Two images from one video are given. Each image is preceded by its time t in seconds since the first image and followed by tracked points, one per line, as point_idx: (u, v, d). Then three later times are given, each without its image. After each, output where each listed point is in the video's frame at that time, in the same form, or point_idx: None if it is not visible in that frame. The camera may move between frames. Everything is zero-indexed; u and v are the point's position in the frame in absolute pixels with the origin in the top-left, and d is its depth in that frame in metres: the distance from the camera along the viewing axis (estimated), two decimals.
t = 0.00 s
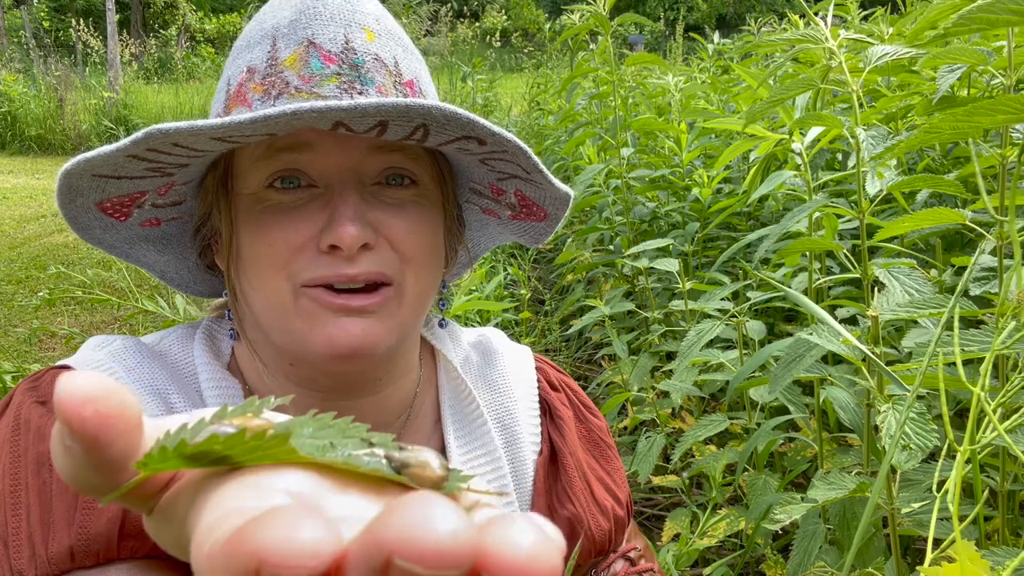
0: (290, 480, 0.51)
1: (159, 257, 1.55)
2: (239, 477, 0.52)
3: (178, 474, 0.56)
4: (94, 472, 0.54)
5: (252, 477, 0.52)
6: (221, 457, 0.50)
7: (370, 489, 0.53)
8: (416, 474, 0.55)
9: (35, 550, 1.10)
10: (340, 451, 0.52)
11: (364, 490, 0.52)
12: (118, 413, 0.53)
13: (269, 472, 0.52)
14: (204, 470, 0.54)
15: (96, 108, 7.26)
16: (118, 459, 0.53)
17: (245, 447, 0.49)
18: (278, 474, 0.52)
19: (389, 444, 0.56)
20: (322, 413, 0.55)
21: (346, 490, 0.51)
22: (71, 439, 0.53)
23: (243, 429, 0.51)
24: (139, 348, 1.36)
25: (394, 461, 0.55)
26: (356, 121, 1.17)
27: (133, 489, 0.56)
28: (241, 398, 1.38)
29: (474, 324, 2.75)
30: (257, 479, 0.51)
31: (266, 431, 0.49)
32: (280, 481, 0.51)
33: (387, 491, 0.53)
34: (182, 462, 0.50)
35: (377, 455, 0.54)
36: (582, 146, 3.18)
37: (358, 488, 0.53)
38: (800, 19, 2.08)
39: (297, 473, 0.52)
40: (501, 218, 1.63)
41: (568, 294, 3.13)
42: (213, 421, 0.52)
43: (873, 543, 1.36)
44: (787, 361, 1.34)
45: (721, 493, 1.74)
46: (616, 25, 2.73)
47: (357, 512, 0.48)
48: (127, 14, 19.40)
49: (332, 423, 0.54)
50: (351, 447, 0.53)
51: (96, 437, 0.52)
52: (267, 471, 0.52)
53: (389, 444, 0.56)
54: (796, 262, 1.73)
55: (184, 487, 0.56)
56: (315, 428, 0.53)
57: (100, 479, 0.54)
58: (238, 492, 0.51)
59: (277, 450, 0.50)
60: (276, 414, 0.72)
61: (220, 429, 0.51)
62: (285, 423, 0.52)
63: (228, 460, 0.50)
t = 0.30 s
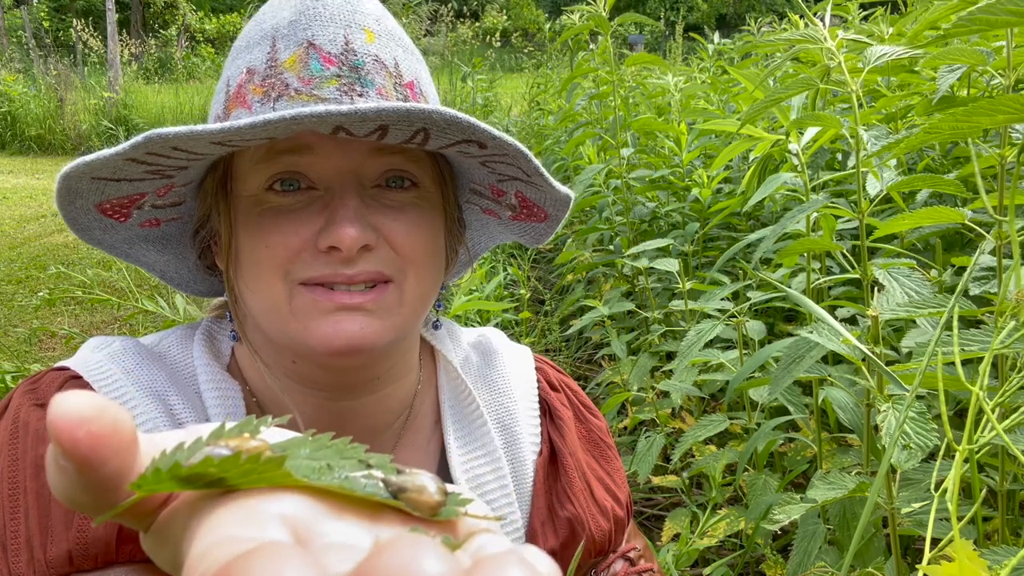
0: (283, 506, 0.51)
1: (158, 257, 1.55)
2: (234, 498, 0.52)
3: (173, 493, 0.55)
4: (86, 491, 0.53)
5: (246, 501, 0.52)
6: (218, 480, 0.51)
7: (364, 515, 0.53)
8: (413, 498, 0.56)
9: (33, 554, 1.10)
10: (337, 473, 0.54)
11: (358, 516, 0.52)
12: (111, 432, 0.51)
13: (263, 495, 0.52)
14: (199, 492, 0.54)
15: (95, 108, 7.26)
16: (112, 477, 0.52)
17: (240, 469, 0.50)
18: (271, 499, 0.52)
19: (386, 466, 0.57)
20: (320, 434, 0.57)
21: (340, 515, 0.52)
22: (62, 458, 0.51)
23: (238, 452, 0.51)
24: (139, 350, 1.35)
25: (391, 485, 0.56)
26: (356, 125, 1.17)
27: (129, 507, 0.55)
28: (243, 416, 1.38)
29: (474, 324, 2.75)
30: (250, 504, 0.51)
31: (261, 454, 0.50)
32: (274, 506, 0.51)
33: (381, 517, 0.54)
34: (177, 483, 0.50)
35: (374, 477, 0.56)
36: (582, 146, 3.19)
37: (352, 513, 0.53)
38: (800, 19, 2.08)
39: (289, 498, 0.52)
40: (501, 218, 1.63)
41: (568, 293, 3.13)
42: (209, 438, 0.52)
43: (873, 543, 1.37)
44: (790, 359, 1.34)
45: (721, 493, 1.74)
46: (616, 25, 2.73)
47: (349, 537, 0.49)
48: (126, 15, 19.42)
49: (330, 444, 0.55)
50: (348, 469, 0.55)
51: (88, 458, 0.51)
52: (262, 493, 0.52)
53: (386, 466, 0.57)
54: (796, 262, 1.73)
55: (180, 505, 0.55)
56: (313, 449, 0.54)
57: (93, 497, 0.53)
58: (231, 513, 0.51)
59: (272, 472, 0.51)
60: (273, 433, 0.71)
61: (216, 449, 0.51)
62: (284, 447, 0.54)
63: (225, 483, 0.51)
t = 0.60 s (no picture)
0: (271, 504, 0.51)
1: (158, 257, 1.55)
2: (224, 497, 0.52)
3: (165, 492, 0.56)
4: (78, 488, 0.53)
5: (237, 500, 0.51)
6: (206, 478, 0.51)
7: (353, 514, 0.53)
8: (402, 499, 0.55)
9: (31, 555, 1.10)
10: (326, 473, 0.54)
11: (346, 517, 0.52)
12: (102, 431, 0.52)
13: (254, 493, 0.52)
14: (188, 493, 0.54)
15: (96, 108, 7.27)
16: (103, 476, 0.53)
17: (228, 468, 0.49)
18: (260, 498, 0.51)
19: (376, 465, 0.57)
20: (310, 434, 0.57)
21: (328, 515, 0.51)
22: (53, 457, 0.52)
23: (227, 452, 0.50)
24: (138, 350, 1.36)
25: (380, 485, 0.55)
26: (354, 129, 1.17)
27: (119, 506, 0.56)
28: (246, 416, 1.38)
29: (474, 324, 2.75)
30: (240, 503, 0.51)
31: (249, 453, 0.50)
32: (263, 505, 0.51)
33: (370, 516, 0.53)
34: (165, 482, 0.50)
35: (364, 477, 0.55)
36: (582, 146, 3.19)
37: (340, 511, 0.53)
38: (800, 19, 2.08)
39: (279, 497, 0.52)
40: (500, 219, 1.63)
41: (568, 293, 3.13)
42: (199, 439, 0.52)
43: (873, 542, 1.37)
44: (790, 357, 1.33)
45: (721, 493, 1.74)
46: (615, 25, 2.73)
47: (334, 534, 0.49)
48: (126, 14, 19.42)
49: (319, 444, 0.56)
50: (337, 469, 0.55)
51: (79, 457, 0.51)
52: (252, 492, 0.52)
53: (377, 465, 0.57)
54: (796, 262, 1.72)
55: (171, 503, 0.56)
56: (302, 449, 0.55)
57: (86, 494, 0.54)
58: (220, 512, 0.51)
59: (260, 472, 0.50)
60: (262, 432, 0.71)
61: (204, 449, 0.51)
62: (274, 446, 0.55)
63: (213, 482, 0.51)
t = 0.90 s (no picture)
0: (256, 501, 0.51)
1: (157, 256, 1.55)
2: (210, 494, 0.52)
3: (151, 487, 0.55)
4: (64, 483, 0.53)
5: (223, 497, 0.52)
6: (192, 475, 0.51)
7: (339, 511, 0.53)
8: (387, 496, 0.57)
9: (30, 553, 1.11)
10: (312, 470, 0.54)
11: (332, 513, 0.53)
12: (85, 426, 0.52)
13: (239, 491, 0.52)
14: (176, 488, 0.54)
15: (96, 108, 7.27)
16: (88, 471, 0.53)
17: (212, 465, 0.50)
18: (246, 495, 0.52)
19: (363, 463, 0.57)
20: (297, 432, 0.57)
21: (312, 511, 0.52)
22: (39, 451, 0.52)
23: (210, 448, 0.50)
24: (137, 349, 1.36)
25: (365, 482, 0.56)
26: (352, 130, 1.17)
27: (106, 502, 0.56)
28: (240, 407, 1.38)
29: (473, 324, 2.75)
30: (224, 500, 0.51)
31: (234, 450, 0.51)
32: (248, 502, 0.51)
33: (355, 514, 0.54)
34: (150, 478, 0.51)
35: (350, 475, 0.56)
36: (582, 146, 3.19)
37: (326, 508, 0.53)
38: (800, 19, 2.08)
39: (263, 494, 0.52)
40: (499, 219, 1.63)
41: (568, 293, 3.13)
42: (186, 436, 0.53)
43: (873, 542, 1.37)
44: (789, 363, 1.34)
45: (721, 493, 1.74)
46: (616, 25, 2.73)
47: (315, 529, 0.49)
48: (126, 14, 19.43)
49: (306, 441, 0.56)
50: (324, 466, 0.55)
51: (64, 451, 0.52)
52: (238, 489, 0.52)
53: (363, 463, 0.57)
54: (796, 262, 1.72)
55: (157, 500, 0.55)
56: (289, 446, 0.55)
57: (71, 489, 0.54)
58: (205, 508, 0.51)
59: (244, 468, 0.51)
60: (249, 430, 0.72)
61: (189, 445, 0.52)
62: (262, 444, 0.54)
63: (197, 478, 0.52)
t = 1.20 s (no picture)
0: (257, 515, 0.53)
1: (155, 259, 1.55)
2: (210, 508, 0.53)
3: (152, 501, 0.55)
4: (64, 496, 0.53)
5: (224, 511, 0.53)
6: (191, 487, 0.52)
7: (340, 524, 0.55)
8: (388, 510, 0.57)
9: (27, 555, 1.11)
10: (313, 483, 0.55)
11: (333, 526, 0.54)
12: (88, 440, 0.51)
13: (239, 505, 0.53)
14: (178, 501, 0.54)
15: (96, 108, 7.28)
16: (90, 484, 0.52)
17: (213, 479, 0.51)
18: (247, 509, 0.53)
19: (363, 476, 0.57)
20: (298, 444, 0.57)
21: (313, 526, 0.54)
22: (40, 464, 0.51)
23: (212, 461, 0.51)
24: (135, 350, 1.36)
25: (367, 496, 0.57)
26: (348, 124, 1.17)
27: (107, 514, 0.55)
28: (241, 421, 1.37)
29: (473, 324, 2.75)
30: (225, 515, 0.53)
31: (235, 464, 0.52)
32: (249, 516, 0.53)
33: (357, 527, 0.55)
34: (151, 492, 0.51)
35: (351, 488, 0.56)
36: (582, 146, 3.19)
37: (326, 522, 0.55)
38: (800, 19, 2.08)
39: (264, 508, 0.53)
40: (497, 218, 1.63)
41: (568, 293, 3.13)
42: (186, 449, 0.53)
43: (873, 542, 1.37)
44: (790, 368, 1.34)
45: (720, 493, 1.74)
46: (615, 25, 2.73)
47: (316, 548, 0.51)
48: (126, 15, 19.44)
49: (307, 454, 0.56)
50: (325, 479, 0.55)
51: (66, 465, 0.51)
52: (238, 502, 0.54)
53: (363, 475, 0.57)
54: (796, 262, 1.72)
55: (160, 512, 0.55)
56: (290, 458, 0.55)
57: (71, 500, 0.53)
58: (207, 523, 0.52)
59: (245, 483, 0.52)
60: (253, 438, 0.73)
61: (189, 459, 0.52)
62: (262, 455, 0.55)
63: (197, 492, 0.53)
